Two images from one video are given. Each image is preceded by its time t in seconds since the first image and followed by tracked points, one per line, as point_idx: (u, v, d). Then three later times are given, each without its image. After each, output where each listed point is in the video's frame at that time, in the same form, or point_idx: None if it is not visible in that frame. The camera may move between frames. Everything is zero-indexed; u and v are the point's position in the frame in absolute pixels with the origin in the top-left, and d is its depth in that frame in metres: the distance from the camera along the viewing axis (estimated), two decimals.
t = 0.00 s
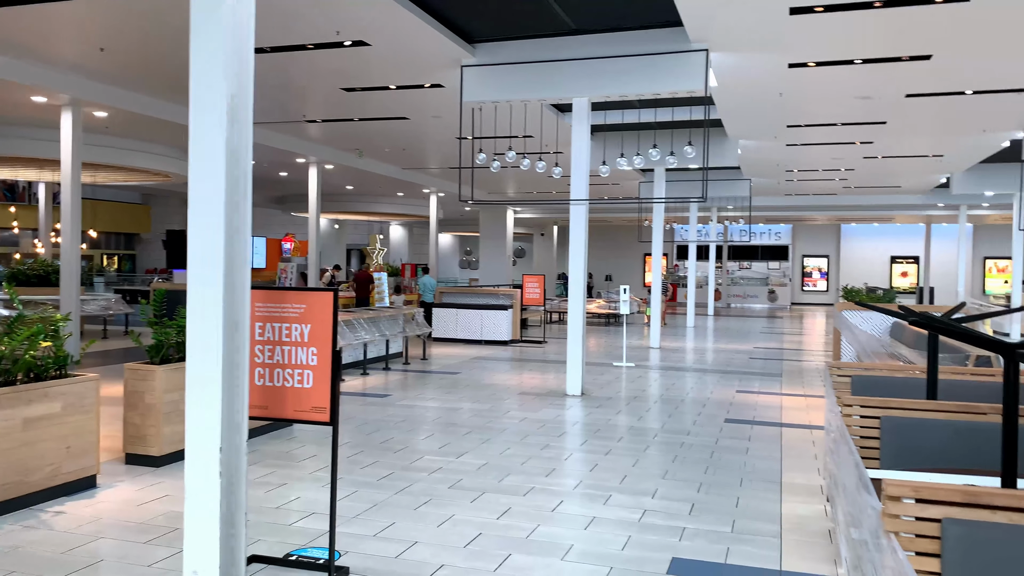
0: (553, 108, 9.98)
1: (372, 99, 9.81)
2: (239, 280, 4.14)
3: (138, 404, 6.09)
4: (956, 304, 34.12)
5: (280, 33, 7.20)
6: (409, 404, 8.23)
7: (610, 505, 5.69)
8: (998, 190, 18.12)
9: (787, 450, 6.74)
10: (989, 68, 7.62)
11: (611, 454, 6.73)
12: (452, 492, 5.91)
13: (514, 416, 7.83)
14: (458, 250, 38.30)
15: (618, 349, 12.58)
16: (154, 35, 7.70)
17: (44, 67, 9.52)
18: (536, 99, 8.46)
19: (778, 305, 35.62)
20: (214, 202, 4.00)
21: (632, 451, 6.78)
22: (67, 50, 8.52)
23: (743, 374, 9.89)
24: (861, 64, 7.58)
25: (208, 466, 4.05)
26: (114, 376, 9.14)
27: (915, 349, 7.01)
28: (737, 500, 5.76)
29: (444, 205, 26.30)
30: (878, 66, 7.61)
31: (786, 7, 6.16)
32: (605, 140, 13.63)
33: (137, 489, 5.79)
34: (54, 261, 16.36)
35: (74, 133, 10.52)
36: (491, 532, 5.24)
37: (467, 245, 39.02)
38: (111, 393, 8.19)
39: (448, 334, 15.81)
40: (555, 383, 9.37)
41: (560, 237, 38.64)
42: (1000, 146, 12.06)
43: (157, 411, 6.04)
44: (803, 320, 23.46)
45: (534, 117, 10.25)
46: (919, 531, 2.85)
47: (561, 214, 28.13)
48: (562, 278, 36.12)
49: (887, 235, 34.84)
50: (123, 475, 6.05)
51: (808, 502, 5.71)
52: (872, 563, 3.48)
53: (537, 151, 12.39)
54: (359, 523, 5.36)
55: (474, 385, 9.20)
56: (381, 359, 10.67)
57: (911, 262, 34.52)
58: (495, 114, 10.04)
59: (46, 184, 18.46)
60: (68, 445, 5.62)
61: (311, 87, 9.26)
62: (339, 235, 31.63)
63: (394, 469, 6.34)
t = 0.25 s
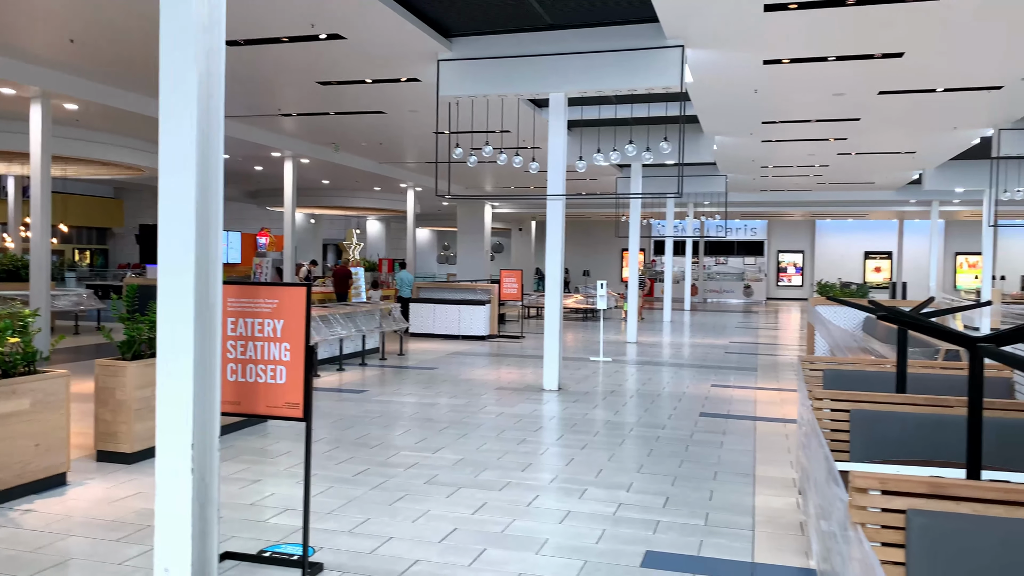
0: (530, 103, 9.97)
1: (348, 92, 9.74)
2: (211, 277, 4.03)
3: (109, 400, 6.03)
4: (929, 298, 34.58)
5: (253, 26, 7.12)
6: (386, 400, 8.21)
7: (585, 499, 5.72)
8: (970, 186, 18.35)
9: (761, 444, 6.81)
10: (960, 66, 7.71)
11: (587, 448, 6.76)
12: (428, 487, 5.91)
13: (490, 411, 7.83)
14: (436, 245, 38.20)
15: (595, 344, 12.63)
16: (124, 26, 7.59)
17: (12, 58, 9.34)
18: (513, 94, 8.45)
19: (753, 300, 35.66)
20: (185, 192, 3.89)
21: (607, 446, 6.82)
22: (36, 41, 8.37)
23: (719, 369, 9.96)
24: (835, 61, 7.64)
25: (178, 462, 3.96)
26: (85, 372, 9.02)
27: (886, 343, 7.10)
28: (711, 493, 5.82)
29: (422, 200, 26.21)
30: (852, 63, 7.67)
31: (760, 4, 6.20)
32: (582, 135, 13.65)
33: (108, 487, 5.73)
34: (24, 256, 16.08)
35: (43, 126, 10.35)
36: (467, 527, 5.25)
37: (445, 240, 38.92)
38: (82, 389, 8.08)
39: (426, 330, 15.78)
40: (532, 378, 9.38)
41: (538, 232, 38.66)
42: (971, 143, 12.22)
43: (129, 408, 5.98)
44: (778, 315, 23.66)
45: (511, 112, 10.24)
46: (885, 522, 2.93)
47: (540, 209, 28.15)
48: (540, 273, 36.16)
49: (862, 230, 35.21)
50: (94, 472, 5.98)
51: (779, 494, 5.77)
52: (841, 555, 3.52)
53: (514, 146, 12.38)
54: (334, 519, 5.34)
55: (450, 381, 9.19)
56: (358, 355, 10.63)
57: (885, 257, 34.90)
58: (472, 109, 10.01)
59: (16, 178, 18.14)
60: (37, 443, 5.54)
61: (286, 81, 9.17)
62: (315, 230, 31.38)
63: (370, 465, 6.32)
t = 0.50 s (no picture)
0: (511, 99, 9.96)
1: (329, 87, 9.68)
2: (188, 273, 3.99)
3: (85, 397, 5.97)
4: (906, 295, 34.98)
5: (232, 19, 7.06)
6: (366, 396, 8.18)
7: (564, 495, 5.74)
8: (946, 184, 18.55)
9: (739, 439, 6.87)
10: (937, 64, 7.78)
11: (567, 444, 6.78)
12: (408, 484, 5.90)
13: (471, 407, 7.83)
14: (418, 241, 38.14)
15: (577, 340, 12.67)
16: (99, 18, 7.50)
17: None
18: (495, 90, 8.44)
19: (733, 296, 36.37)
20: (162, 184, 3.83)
21: (587, 441, 6.84)
22: (10, 33, 8.25)
23: (699, 365, 10.03)
24: (814, 60, 7.70)
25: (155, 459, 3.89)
26: (60, 369, 8.91)
27: (865, 340, 7.17)
28: (689, 489, 5.85)
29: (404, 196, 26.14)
30: (830, 61, 7.73)
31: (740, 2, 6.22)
32: (563, 132, 13.67)
33: (84, 484, 5.67)
34: None
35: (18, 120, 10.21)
36: (446, 523, 5.25)
37: (427, 236, 38.85)
38: (57, 386, 7.99)
39: (407, 326, 15.75)
40: (513, 374, 9.40)
41: (521, 229, 38.69)
42: (949, 141, 12.35)
43: (105, 405, 5.93)
44: (758, 311, 23.86)
45: (493, 108, 10.22)
46: (858, 515, 2.94)
47: (522, 206, 28.17)
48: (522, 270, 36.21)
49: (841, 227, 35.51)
50: (69, 469, 5.92)
51: (757, 489, 5.82)
52: (814, 548, 3.56)
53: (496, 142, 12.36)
54: (312, 516, 5.32)
55: (431, 377, 9.18)
56: (338, 352, 10.60)
57: (863, 253, 35.22)
58: (453, 104, 9.99)
59: None
60: (11, 440, 5.45)
61: (266, 75, 9.10)
62: (295, 226, 31.20)
63: (349, 462, 6.30)
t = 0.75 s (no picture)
0: (490, 95, 9.94)
1: (306, 82, 9.60)
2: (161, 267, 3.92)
3: (56, 394, 5.90)
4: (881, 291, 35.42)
5: (207, 12, 6.98)
6: (343, 393, 8.15)
7: (540, 490, 5.75)
8: (921, 182, 18.78)
9: (715, 435, 6.91)
10: (910, 63, 7.86)
11: (544, 440, 6.79)
12: (384, 481, 5.88)
13: (449, 404, 7.82)
14: (398, 237, 38.01)
15: (556, 337, 12.69)
16: (70, 9, 7.38)
17: None
18: (473, 86, 8.42)
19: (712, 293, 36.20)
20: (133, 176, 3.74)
21: (564, 437, 6.86)
22: None
23: (677, 361, 10.08)
24: (791, 57, 7.75)
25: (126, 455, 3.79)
26: (31, 367, 8.78)
27: (840, 336, 7.25)
28: (665, 484, 5.88)
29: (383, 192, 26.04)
30: (806, 59, 7.78)
31: None
32: (542, 128, 13.68)
33: (55, 482, 5.60)
34: None
35: None
36: (423, 520, 5.24)
37: (406, 232, 38.73)
38: (27, 384, 7.88)
39: (386, 322, 15.71)
40: (491, 371, 9.40)
41: (501, 225, 38.68)
42: (922, 139, 12.50)
43: (76, 402, 5.87)
44: (737, 307, 24.04)
45: (472, 104, 10.20)
46: (828, 509, 2.84)
47: (502, 202, 28.16)
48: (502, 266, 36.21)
49: (818, 225, 35.89)
50: (39, 468, 5.84)
51: (732, 484, 5.86)
52: (785, 542, 3.59)
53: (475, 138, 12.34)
54: (288, 513, 5.28)
55: (409, 374, 9.16)
56: (316, 348, 10.54)
57: (839, 251, 35.62)
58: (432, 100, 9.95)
59: None
60: None
61: (242, 69, 9.01)
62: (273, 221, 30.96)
63: (325, 459, 6.27)
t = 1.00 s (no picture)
0: (471, 92, 9.94)
1: (285, 79, 9.55)
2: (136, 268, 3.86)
3: (31, 393, 5.85)
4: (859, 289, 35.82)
5: (185, 8, 6.92)
6: (322, 392, 8.12)
7: (520, 488, 5.76)
8: (898, 181, 19.01)
9: (694, 432, 6.96)
10: (886, 63, 7.95)
11: (525, 438, 6.81)
12: (364, 479, 5.87)
13: (430, 402, 7.83)
14: (379, 235, 37.91)
15: (538, 335, 12.72)
16: (44, 3, 7.29)
17: None
18: (455, 83, 8.41)
19: (692, 292, 35.62)
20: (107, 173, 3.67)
21: (544, 435, 6.88)
22: None
23: (658, 359, 10.15)
24: (770, 57, 7.81)
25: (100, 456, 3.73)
26: (5, 366, 8.67)
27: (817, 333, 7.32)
28: (644, 481, 5.92)
29: (364, 190, 25.96)
30: (785, 59, 7.84)
31: None
32: (523, 127, 13.71)
33: (29, 483, 5.53)
34: None
35: None
36: (402, 518, 5.23)
37: (388, 230, 38.62)
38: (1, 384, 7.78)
39: (366, 321, 15.67)
40: (472, 369, 9.40)
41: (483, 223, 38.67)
42: (899, 139, 12.65)
43: (51, 401, 5.82)
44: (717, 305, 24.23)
45: (453, 102, 10.20)
46: (801, 505, 2.86)
47: (484, 200, 28.16)
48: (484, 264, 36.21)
49: (797, 223, 36.24)
50: (13, 468, 5.77)
51: (710, 481, 5.91)
52: (759, 537, 3.62)
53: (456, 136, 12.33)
54: (266, 513, 5.26)
55: (390, 372, 9.15)
56: (295, 347, 10.49)
57: (818, 249, 36.00)
58: (413, 97, 9.93)
59: None
60: None
61: (220, 65, 8.94)
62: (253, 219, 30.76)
63: (304, 458, 6.26)
